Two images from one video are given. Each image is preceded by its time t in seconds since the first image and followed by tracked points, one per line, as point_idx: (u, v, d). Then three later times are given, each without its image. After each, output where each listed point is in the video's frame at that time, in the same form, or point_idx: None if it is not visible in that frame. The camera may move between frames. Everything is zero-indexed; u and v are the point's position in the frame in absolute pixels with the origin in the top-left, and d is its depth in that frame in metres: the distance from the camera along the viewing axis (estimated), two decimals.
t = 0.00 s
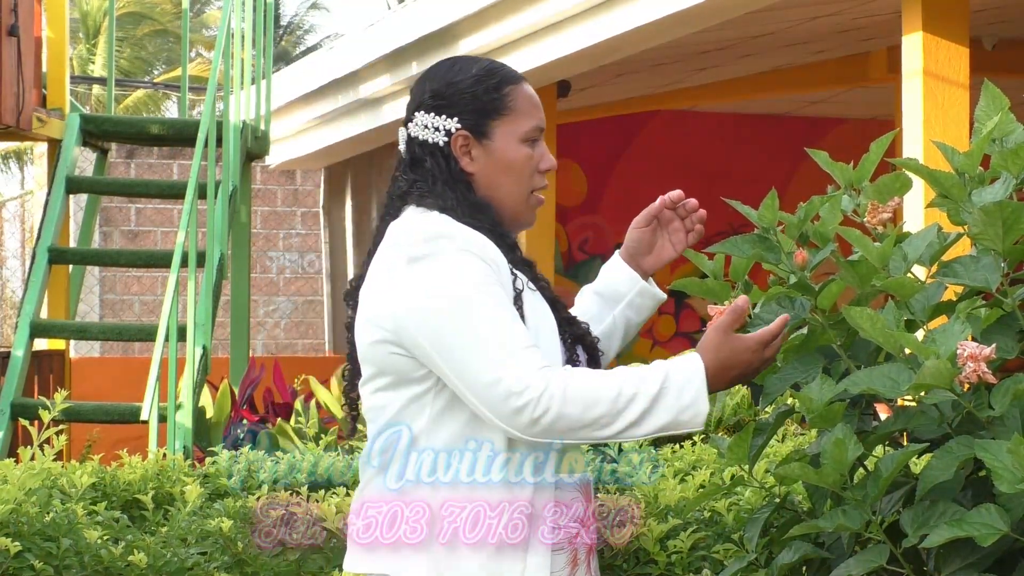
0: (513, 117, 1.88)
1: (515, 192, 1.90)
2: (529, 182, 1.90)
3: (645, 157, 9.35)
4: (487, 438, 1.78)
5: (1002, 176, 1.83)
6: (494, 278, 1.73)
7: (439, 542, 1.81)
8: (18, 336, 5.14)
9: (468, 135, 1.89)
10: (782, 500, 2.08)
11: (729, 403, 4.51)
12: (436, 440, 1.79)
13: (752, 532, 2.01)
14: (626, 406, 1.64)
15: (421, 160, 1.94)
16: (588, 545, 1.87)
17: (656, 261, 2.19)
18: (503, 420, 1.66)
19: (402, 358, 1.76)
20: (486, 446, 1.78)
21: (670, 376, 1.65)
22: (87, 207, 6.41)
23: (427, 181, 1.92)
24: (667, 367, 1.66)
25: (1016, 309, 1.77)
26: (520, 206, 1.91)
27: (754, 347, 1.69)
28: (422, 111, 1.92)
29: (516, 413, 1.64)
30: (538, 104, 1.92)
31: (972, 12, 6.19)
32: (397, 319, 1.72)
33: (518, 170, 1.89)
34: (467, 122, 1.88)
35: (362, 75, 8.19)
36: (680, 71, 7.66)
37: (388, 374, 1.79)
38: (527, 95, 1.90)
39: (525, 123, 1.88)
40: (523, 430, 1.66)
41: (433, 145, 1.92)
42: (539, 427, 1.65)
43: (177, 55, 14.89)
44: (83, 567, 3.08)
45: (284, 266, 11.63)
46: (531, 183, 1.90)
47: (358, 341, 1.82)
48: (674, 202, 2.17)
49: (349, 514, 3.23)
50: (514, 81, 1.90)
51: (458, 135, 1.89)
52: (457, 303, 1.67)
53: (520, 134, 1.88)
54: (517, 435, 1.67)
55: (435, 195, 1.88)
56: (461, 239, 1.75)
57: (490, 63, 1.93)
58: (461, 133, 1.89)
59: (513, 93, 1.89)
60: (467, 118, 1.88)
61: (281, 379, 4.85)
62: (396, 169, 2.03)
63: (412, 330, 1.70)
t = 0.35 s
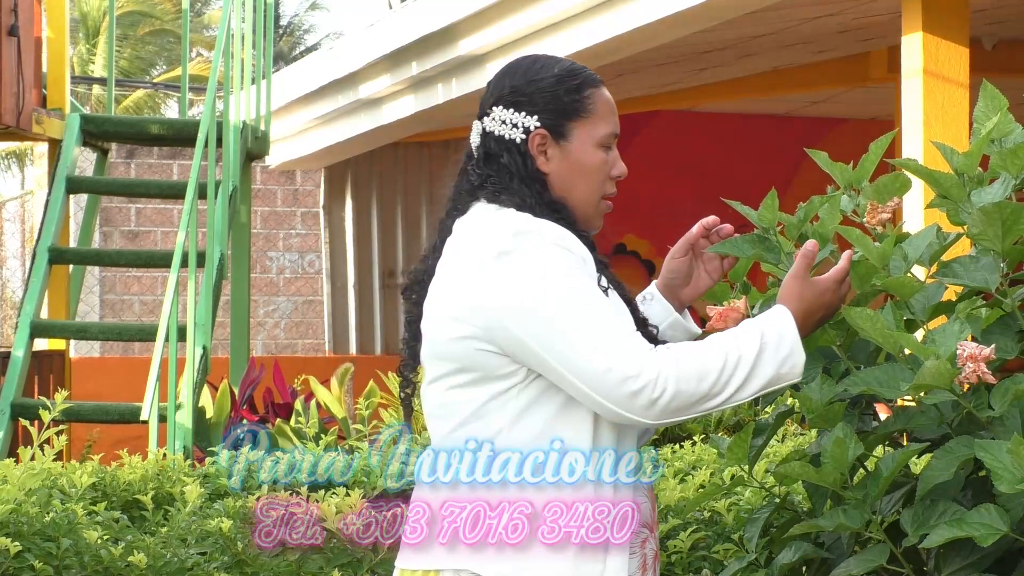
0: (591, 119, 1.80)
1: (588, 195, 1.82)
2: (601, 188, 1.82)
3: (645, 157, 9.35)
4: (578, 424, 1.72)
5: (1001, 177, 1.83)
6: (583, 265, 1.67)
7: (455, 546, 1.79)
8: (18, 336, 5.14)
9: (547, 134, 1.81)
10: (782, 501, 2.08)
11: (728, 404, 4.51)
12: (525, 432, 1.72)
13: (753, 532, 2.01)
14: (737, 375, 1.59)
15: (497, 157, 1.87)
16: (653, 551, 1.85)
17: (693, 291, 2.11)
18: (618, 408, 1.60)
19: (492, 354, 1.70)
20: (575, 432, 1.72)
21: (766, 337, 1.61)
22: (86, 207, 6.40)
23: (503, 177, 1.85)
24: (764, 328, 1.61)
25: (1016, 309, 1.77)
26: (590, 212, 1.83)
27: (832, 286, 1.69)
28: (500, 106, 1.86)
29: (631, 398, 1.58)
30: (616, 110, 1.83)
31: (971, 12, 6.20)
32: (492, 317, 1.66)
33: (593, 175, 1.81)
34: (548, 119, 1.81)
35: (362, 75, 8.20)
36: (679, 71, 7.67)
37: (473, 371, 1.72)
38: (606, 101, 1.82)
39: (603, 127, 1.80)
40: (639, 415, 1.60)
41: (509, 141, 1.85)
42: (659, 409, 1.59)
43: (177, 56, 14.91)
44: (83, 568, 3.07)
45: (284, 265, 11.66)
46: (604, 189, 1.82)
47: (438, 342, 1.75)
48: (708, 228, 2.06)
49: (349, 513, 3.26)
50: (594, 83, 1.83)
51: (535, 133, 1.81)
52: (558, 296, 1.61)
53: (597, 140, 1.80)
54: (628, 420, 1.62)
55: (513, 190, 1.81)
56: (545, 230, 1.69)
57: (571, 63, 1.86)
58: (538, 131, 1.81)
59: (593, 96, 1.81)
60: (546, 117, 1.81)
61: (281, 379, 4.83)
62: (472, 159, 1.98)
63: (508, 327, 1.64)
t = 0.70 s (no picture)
0: (635, 110, 1.75)
1: (630, 186, 1.78)
2: (641, 180, 1.78)
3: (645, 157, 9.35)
4: (661, 406, 1.69)
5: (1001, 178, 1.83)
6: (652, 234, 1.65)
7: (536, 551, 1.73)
8: (18, 337, 5.14)
9: (594, 124, 1.76)
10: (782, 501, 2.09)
11: (729, 403, 4.51)
12: (609, 421, 1.68)
13: (753, 532, 2.01)
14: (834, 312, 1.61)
15: (540, 147, 1.80)
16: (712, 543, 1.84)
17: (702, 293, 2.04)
18: (734, 365, 1.59)
19: (575, 348, 1.66)
20: (659, 417, 1.68)
21: (842, 273, 1.62)
22: (86, 207, 6.40)
23: (550, 169, 1.79)
24: (839, 268, 1.62)
25: (1017, 308, 1.77)
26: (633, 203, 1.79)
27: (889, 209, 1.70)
28: (545, 95, 1.79)
29: (742, 354, 1.58)
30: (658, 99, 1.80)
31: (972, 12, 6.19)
32: (579, 306, 1.62)
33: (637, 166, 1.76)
34: (595, 110, 1.75)
35: (362, 75, 8.19)
36: (679, 71, 7.67)
37: (553, 368, 1.68)
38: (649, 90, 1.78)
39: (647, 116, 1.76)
40: (753, 366, 1.59)
41: (555, 131, 1.78)
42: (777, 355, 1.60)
43: (177, 56, 14.92)
44: (83, 567, 3.08)
45: (284, 265, 11.66)
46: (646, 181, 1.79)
47: (514, 343, 1.71)
48: (719, 226, 2.02)
49: (349, 514, 3.27)
50: (639, 73, 1.78)
51: (583, 124, 1.75)
52: (617, 281, 1.59)
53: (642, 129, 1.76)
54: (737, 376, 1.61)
55: (564, 184, 1.76)
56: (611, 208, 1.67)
57: (613, 50, 1.80)
58: (586, 122, 1.75)
59: (638, 84, 1.77)
60: (593, 107, 1.75)
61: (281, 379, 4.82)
62: (504, 147, 1.92)
63: (596, 313, 1.61)
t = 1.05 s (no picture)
0: (654, 105, 1.74)
1: (650, 181, 1.77)
2: (658, 173, 1.78)
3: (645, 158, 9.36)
4: (704, 389, 1.66)
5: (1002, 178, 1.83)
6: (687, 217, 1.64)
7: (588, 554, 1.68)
8: (18, 336, 5.14)
9: (614, 122, 1.74)
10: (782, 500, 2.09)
11: (729, 403, 4.52)
12: (659, 414, 1.65)
13: (753, 531, 2.02)
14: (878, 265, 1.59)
15: (562, 145, 1.77)
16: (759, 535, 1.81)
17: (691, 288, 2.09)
18: (786, 327, 1.57)
19: (628, 343, 1.64)
20: (707, 407, 1.66)
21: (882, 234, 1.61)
22: (86, 207, 6.40)
23: (573, 167, 1.77)
24: (878, 227, 1.61)
25: (1017, 308, 1.77)
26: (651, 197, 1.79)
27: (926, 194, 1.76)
28: (564, 93, 1.76)
29: (791, 314, 1.57)
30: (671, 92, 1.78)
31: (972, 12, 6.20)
32: (634, 296, 1.60)
33: (654, 159, 1.76)
34: (615, 107, 1.73)
35: (362, 75, 8.19)
36: (679, 71, 7.67)
37: (603, 364, 1.65)
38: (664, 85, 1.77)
39: (664, 111, 1.75)
40: (805, 323, 1.58)
41: (575, 130, 1.75)
42: (827, 305, 1.58)
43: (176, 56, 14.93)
44: (83, 567, 3.08)
45: (284, 265, 11.68)
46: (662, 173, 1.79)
47: (561, 339, 1.68)
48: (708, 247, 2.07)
49: (349, 513, 3.28)
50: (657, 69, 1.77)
51: (604, 122, 1.73)
52: (655, 266, 1.58)
53: (659, 124, 1.75)
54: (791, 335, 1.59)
55: (590, 182, 1.74)
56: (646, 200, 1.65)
57: (629, 45, 1.78)
58: (606, 120, 1.73)
59: (654, 79, 1.75)
60: (613, 105, 1.73)
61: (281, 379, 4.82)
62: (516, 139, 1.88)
63: (651, 302, 1.59)
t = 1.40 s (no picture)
0: (659, 97, 1.73)
1: (661, 172, 1.76)
2: (669, 164, 1.77)
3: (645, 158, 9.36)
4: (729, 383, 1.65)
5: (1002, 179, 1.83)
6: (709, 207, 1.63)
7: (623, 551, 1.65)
8: (18, 337, 5.14)
9: (622, 119, 1.72)
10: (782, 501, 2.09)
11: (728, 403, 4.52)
12: (691, 407, 1.63)
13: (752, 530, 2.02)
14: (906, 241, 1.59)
15: (574, 146, 1.74)
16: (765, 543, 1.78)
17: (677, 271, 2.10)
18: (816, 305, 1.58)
19: (665, 338, 1.61)
20: (735, 397, 1.64)
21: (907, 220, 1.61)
22: (86, 207, 6.41)
23: (588, 167, 1.74)
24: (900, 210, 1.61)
25: (1017, 308, 1.78)
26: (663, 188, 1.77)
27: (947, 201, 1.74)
28: (570, 94, 1.73)
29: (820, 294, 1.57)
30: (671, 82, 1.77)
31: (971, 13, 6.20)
32: (671, 288, 1.58)
33: (664, 149, 1.75)
34: (622, 104, 1.72)
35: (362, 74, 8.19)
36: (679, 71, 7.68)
37: (638, 359, 1.62)
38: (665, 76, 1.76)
39: (669, 101, 1.74)
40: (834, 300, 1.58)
41: (584, 130, 1.73)
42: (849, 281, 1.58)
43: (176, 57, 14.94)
44: (83, 567, 3.08)
45: (284, 265, 11.68)
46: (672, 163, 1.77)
47: (593, 337, 1.64)
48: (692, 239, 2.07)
49: (349, 514, 3.27)
50: (657, 62, 1.75)
51: (613, 120, 1.71)
52: (684, 259, 1.56)
53: (665, 114, 1.74)
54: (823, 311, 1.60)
55: (608, 180, 1.72)
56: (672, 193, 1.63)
57: (627, 38, 1.76)
58: (614, 117, 1.72)
59: (656, 70, 1.74)
60: (620, 102, 1.71)
61: (281, 379, 4.82)
62: (524, 141, 1.84)
63: (690, 294, 1.57)
